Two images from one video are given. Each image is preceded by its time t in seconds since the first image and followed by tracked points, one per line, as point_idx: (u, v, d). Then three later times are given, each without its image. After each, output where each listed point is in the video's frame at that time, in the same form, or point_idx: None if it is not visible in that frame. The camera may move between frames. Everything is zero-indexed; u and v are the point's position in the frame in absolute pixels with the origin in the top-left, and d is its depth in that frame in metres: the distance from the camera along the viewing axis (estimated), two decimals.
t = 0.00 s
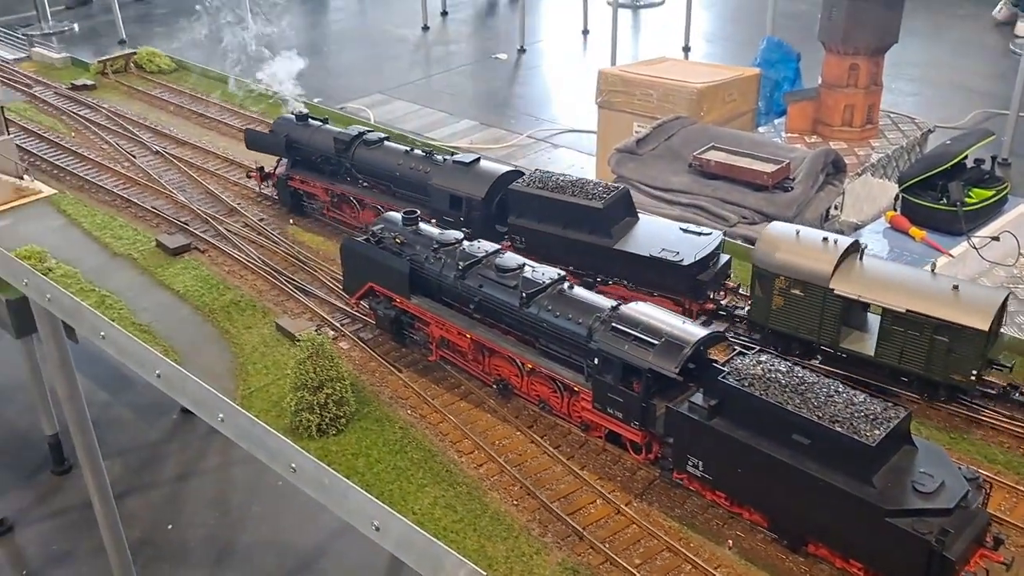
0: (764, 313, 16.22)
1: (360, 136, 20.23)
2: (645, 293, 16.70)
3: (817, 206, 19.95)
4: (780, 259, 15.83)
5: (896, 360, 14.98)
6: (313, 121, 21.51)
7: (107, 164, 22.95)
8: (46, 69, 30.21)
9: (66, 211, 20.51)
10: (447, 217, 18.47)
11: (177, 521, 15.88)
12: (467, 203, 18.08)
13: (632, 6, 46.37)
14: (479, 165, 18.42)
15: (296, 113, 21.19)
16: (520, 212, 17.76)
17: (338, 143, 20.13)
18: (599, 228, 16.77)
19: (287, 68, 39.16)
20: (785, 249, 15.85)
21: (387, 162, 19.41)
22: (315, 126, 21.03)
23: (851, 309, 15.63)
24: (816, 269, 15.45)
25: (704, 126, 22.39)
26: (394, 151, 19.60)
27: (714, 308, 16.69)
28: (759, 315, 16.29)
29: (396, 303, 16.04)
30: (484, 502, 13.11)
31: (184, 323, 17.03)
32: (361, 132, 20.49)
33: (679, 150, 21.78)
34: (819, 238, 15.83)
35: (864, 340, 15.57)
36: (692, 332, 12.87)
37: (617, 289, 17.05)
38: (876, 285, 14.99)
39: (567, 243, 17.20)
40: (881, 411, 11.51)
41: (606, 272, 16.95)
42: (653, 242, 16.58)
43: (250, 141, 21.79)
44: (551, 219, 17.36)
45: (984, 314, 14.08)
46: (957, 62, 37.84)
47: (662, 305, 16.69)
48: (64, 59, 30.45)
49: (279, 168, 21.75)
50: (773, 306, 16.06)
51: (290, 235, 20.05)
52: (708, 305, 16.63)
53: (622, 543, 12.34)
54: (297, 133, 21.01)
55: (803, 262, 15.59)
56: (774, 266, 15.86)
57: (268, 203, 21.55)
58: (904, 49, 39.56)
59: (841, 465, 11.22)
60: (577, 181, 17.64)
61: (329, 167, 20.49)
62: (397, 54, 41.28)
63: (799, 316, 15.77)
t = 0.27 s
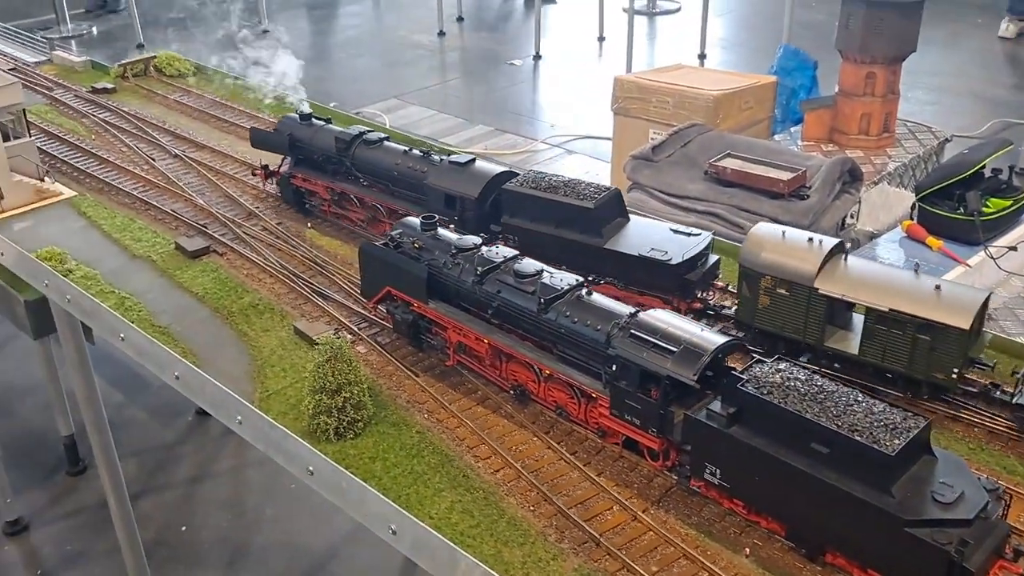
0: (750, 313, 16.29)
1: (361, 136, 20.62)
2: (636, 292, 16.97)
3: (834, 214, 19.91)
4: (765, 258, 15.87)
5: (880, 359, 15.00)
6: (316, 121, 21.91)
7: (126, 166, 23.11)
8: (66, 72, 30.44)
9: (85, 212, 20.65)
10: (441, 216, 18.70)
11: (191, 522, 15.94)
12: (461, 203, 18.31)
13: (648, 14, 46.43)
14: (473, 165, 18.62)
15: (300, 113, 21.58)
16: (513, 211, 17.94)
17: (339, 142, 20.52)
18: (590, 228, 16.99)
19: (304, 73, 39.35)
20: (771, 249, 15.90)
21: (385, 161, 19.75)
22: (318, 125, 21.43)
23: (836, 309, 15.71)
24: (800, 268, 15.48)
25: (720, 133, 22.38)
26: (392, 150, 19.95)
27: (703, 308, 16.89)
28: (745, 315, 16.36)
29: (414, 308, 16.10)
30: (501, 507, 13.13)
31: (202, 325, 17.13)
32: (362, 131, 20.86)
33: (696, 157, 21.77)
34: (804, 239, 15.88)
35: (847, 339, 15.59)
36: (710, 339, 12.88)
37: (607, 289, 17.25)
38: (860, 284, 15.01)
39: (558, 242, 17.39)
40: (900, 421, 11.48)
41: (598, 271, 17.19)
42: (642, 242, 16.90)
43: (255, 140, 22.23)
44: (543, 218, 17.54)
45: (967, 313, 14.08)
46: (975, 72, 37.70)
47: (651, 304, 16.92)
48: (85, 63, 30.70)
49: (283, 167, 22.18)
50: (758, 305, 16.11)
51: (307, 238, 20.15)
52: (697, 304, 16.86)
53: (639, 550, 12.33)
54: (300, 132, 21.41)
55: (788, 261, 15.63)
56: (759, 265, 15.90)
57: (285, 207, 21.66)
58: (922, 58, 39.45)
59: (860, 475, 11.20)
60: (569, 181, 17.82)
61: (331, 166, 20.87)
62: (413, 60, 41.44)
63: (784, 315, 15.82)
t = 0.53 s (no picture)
0: (736, 314, 16.68)
1: (360, 138, 20.92)
2: (624, 293, 17.15)
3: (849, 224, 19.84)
4: (750, 260, 16.26)
5: (862, 359, 15.40)
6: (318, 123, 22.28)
7: (143, 172, 23.25)
8: (85, 78, 30.67)
9: (103, 218, 20.78)
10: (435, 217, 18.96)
11: (204, 527, 15.99)
12: (455, 204, 18.62)
13: (663, 22, 46.44)
14: (468, 167, 18.94)
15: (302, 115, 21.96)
16: (505, 213, 18.17)
17: (339, 144, 20.85)
18: (579, 229, 17.18)
19: (320, 80, 39.54)
20: (755, 251, 16.29)
21: (382, 163, 20.07)
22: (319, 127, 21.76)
23: (819, 309, 16.08)
24: (784, 270, 15.86)
25: (735, 142, 22.35)
26: (390, 153, 20.27)
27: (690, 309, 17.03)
28: (731, 316, 16.75)
29: (429, 315, 16.12)
30: (515, 516, 13.11)
31: (217, 330, 17.20)
32: (361, 134, 21.18)
33: (710, 166, 21.74)
34: (788, 241, 16.27)
35: (830, 339, 16.03)
36: (727, 349, 12.86)
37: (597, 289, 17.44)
38: (842, 286, 15.40)
39: (548, 243, 17.58)
40: (917, 432, 11.43)
41: (587, 272, 17.35)
42: (631, 244, 17.08)
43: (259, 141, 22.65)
44: (533, 220, 17.76)
45: (945, 313, 14.50)
46: (991, 82, 37.52)
47: (639, 304, 17.08)
48: (103, 69, 30.94)
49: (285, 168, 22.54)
50: (744, 306, 16.49)
51: (322, 245, 20.22)
52: (684, 305, 16.99)
53: (654, 559, 12.29)
54: (302, 134, 21.77)
55: (771, 263, 16.02)
56: (744, 267, 16.30)
57: (300, 213, 21.74)
58: (939, 68, 39.26)
59: (877, 486, 11.14)
60: (561, 184, 18.05)
61: (330, 167, 21.20)
62: (428, 67, 41.57)
63: (769, 315, 16.19)
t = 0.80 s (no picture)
0: (720, 314, 16.91)
1: (356, 141, 21.14)
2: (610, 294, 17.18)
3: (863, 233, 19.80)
4: (733, 261, 16.51)
5: (842, 358, 15.64)
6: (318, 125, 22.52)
7: (158, 180, 23.36)
8: (101, 86, 30.87)
9: (118, 225, 20.88)
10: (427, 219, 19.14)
11: (216, 534, 16.01)
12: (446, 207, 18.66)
13: (675, 31, 46.45)
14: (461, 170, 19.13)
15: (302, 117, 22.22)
16: (495, 216, 18.34)
17: (336, 146, 21.10)
18: (567, 232, 17.31)
19: (332, 88, 39.70)
20: (738, 252, 16.54)
21: (377, 166, 20.29)
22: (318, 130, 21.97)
23: (801, 310, 16.30)
24: (766, 271, 16.11)
25: (747, 151, 22.33)
26: (385, 156, 20.49)
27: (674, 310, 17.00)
28: (715, 316, 16.99)
29: (442, 323, 16.13)
30: (528, 524, 13.09)
31: (231, 338, 17.24)
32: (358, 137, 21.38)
33: (722, 175, 21.71)
34: (770, 243, 16.51)
35: (811, 338, 16.28)
36: (742, 359, 12.83)
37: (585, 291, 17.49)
38: (822, 286, 15.67)
39: (537, 245, 17.73)
40: (934, 444, 11.36)
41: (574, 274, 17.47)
42: (617, 246, 17.16)
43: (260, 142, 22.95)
44: (523, 223, 17.92)
45: (923, 313, 14.75)
46: (1006, 92, 37.34)
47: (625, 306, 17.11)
48: (119, 78, 31.14)
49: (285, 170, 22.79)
50: (727, 306, 16.74)
51: (335, 253, 20.27)
52: (669, 306, 16.98)
53: (668, 569, 12.23)
54: (302, 136, 22.01)
55: (754, 264, 16.28)
56: (727, 268, 16.54)
57: (313, 220, 21.80)
58: (953, 78, 39.10)
59: (892, 497, 11.07)
60: (551, 187, 18.17)
61: (328, 169, 21.45)
62: (441, 76, 41.68)
63: (751, 315, 16.42)
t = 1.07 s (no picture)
0: (709, 315, 16.99)
1: (356, 144, 21.37)
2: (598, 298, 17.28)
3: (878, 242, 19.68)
4: (720, 262, 16.61)
5: (826, 358, 15.76)
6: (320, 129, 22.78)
7: (174, 188, 23.47)
8: (118, 95, 31.07)
9: (134, 232, 20.99)
10: (423, 222, 19.33)
11: (229, 542, 16.03)
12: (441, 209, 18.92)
13: (688, 40, 46.47)
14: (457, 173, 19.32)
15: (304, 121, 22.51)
16: (489, 218, 18.50)
17: (337, 149, 21.38)
18: (557, 234, 17.41)
19: (346, 97, 39.86)
20: (726, 253, 16.63)
21: (375, 168, 20.53)
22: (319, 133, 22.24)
23: (788, 310, 16.43)
24: (753, 272, 16.20)
25: (762, 161, 22.31)
26: (384, 158, 20.73)
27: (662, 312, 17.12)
28: (704, 317, 17.07)
29: (457, 331, 16.12)
30: (544, 534, 13.04)
31: (246, 345, 17.27)
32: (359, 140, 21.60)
33: (737, 184, 21.67)
34: (757, 244, 16.59)
35: (795, 338, 16.42)
36: (759, 369, 12.80)
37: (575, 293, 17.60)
38: (807, 287, 15.77)
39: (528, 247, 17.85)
40: (953, 455, 11.29)
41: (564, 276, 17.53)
42: (606, 248, 17.23)
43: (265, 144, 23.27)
44: (515, 225, 18.06)
45: (907, 312, 14.87)
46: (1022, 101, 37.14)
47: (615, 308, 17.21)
48: (136, 86, 31.34)
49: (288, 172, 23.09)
50: (715, 307, 16.82)
51: (349, 261, 20.31)
52: (657, 308, 17.09)
53: None
54: (304, 139, 22.29)
55: (740, 265, 16.38)
56: (715, 268, 16.65)
57: (327, 228, 21.84)
58: (968, 87, 38.94)
59: (911, 509, 11.00)
60: (544, 190, 18.28)
61: (329, 172, 21.71)
62: (454, 84, 41.79)
63: (739, 316, 16.50)
